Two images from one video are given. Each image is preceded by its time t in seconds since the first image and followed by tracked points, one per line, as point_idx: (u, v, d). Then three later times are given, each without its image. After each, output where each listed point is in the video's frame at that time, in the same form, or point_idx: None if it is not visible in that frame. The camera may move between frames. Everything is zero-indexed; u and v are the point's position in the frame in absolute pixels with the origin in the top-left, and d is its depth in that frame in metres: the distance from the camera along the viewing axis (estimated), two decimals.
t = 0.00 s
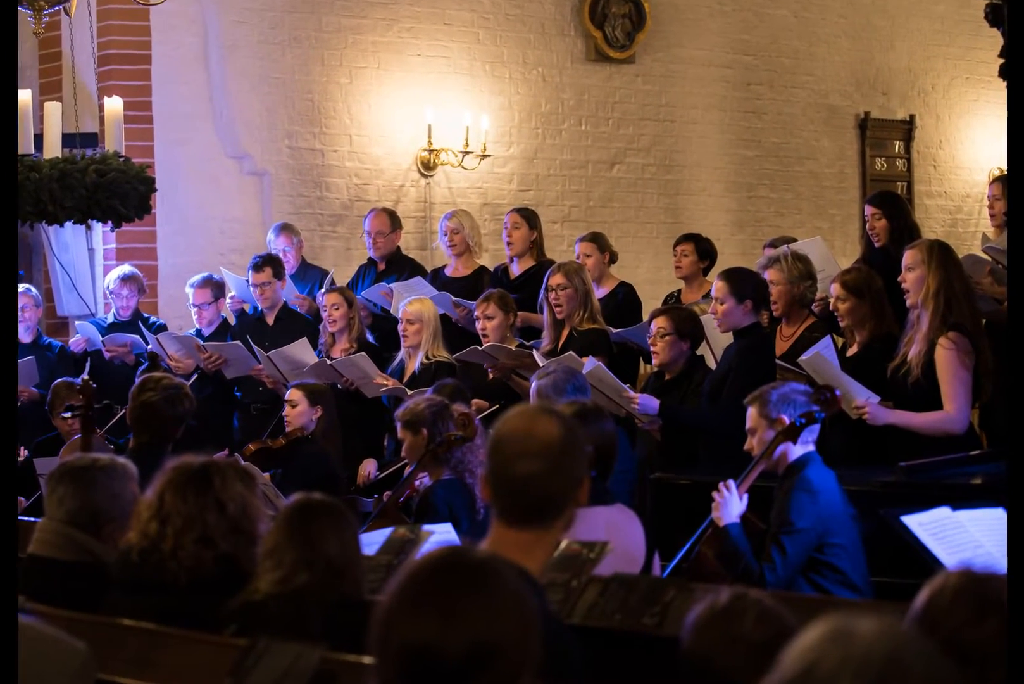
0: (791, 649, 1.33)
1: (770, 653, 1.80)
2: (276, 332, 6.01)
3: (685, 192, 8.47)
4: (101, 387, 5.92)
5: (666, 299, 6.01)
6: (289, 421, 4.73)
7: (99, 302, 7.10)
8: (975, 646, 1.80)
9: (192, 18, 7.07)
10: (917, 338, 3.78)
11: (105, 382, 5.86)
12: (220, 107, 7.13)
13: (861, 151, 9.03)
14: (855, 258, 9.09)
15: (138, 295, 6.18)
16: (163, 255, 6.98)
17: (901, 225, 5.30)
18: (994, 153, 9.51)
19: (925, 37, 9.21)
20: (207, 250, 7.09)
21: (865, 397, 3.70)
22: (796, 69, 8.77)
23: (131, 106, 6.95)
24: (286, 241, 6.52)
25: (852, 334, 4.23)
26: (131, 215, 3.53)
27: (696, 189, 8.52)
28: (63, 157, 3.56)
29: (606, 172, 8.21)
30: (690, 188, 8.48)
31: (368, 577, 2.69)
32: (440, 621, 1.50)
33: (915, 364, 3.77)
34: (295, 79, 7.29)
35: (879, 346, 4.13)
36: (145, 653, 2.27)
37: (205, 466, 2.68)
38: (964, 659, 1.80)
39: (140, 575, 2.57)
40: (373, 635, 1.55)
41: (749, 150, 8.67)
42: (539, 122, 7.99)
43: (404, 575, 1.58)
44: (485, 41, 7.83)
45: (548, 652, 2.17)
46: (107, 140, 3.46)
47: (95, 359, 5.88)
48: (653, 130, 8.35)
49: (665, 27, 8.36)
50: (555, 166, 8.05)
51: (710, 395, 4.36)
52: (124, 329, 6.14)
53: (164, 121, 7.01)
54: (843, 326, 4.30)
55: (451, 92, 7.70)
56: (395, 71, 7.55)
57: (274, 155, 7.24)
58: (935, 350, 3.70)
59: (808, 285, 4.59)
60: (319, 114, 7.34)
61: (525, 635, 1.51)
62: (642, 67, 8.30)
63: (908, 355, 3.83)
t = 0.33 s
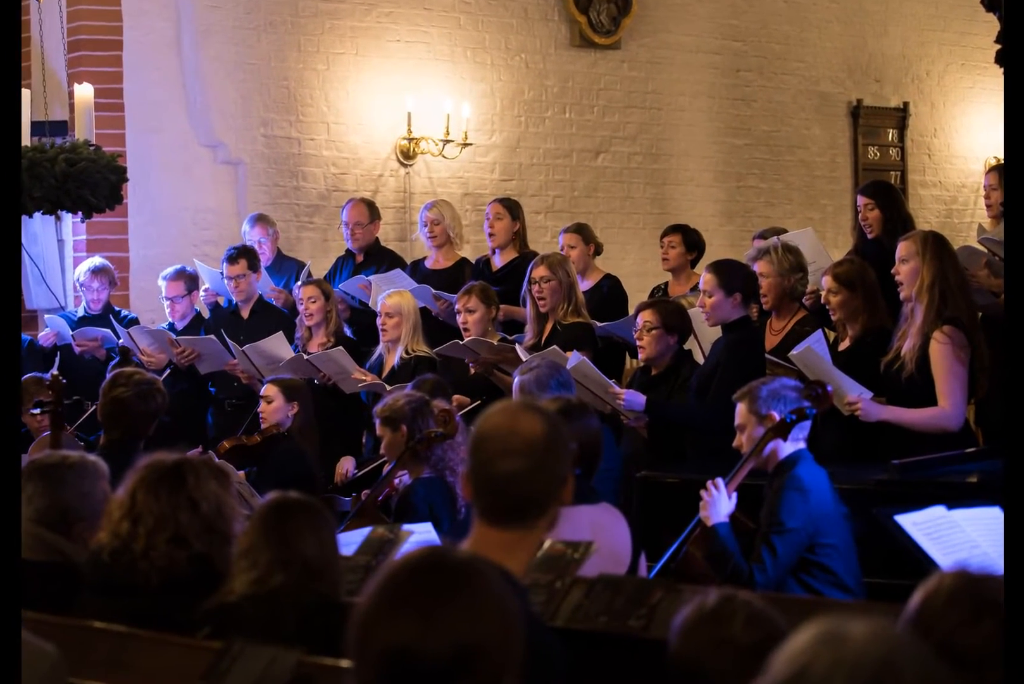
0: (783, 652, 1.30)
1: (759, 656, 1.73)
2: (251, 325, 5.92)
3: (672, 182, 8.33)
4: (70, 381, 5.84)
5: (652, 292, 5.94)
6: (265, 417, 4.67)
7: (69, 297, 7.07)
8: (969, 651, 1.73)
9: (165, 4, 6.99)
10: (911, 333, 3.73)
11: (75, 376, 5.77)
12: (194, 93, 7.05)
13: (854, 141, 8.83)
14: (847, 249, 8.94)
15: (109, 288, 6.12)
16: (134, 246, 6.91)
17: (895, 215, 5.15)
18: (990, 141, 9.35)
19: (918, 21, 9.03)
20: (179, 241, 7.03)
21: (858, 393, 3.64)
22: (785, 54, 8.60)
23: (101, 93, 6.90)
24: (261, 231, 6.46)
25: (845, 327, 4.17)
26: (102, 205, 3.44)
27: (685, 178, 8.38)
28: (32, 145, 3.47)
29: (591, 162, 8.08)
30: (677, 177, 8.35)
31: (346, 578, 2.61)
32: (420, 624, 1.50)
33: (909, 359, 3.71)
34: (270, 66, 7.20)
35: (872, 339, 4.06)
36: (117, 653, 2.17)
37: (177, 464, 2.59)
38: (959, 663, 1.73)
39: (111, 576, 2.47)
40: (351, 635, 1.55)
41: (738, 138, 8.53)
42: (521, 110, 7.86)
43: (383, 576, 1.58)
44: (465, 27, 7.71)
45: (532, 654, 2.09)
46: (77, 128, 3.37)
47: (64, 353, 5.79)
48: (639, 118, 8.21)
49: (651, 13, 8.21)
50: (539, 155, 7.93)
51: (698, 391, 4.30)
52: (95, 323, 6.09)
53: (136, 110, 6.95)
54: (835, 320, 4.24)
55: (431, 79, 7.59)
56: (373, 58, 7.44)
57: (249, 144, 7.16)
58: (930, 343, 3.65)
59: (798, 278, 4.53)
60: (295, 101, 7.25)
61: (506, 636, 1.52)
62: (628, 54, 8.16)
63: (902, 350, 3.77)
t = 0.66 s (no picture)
0: (772, 656, 1.25)
1: (746, 660, 1.66)
2: (225, 319, 5.84)
3: (658, 171, 8.17)
4: (38, 375, 5.74)
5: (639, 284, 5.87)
6: (239, 414, 4.59)
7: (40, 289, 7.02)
8: (964, 653, 1.68)
9: None
10: (905, 326, 3.66)
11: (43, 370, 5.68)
12: (166, 80, 7.01)
13: (845, 128, 8.65)
14: (838, 240, 8.73)
15: (79, 280, 6.04)
16: (104, 236, 6.91)
17: (886, 204, 5.07)
18: (987, 129, 9.09)
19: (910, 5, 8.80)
20: (151, 231, 6.99)
21: (850, 389, 3.59)
22: (774, 41, 8.43)
23: (71, 79, 6.89)
24: (234, 222, 6.42)
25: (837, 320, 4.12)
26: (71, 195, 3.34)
27: (671, 167, 8.21)
28: None
29: (575, 150, 7.93)
30: (663, 166, 8.19)
31: (322, 579, 2.53)
32: (400, 623, 1.44)
33: (902, 354, 3.64)
34: (244, 51, 7.12)
35: (866, 334, 3.99)
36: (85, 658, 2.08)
37: (147, 461, 2.50)
38: (954, 666, 1.67)
39: (80, 576, 2.38)
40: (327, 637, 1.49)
41: (726, 128, 8.36)
42: (503, 97, 7.72)
43: (361, 577, 1.52)
44: (445, 11, 7.56)
45: (514, 656, 2.02)
46: (44, 115, 3.27)
47: (32, 346, 5.70)
48: (624, 105, 8.06)
49: None
50: (521, 143, 7.78)
51: (686, 387, 4.25)
52: (64, 316, 6.03)
53: (106, 96, 6.93)
54: (826, 314, 4.18)
55: (410, 65, 7.46)
56: (351, 43, 7.32)
57: (223, 133, 7.09)
58: (924, 337, 3.59)
59: (788, 270, 4.47)
60: (270, 88, 7.16)
61: (487, 641, 1.46)
62: (612, 39, 8.00)
63: (895, 344, 3.71)
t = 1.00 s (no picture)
0: (764, 656, 1.23)
1: (735, 667, 1.61)
2: (201, 312, 5.76)
3: (645, 160, 8.07)
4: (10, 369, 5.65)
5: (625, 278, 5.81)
6: (214, 410, 4.54)
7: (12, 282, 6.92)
8: (960, 658, 1.64)
9: None
10: (899, 321, 3.60)
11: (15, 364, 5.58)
12: (139, 67, 6.92)
13: (837, 116, 8.55)
14: (829, 231, 8.63)
15: (50, 273, 5.97)
16: (77, 228, 6.82)
17: (879, 195, 4.99)
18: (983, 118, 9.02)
19: None
20: (124, 223, 6.91)
21: (842, 385, 3.54)
22: (770, 25, 8.33)
23: (42, 66, 6.78)
24: (210, 212, 6.39)
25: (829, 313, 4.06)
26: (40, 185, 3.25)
27: (657, 157, 8.11)
28: None
29: (559, 139, 7.82)
30: (650, 155, 8.08)
31: (299, 581, 2.45)
32: (380, 632, 1.40)
33: (897, 349, 3.59)
34: (219, 38, 7.01)
35: (859, 328, 3.93)
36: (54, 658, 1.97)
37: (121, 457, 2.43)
38: (950, 672, 1.63)
39: (51, 578, 2.29)
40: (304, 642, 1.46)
41: (716, 115, 8.24)
42: (485, 85, 7.62)
43: (342, 577, 1.49)
44: None
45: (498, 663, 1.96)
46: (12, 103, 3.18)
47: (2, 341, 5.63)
48: (610, 93, 7.94)
49: None
50: (504, 132, 7.68)
51: (674, 382, 4.19)
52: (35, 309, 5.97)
53: (78, 84, 6.83)
54: (818, 307, 4.12)
55: (390, 52, 7.37)
56: (329, 29, 7.23)
57: (199, 122, 7.00)
58: (919, 331, 3.52)
59: (779, 262, 4.42)
60: (246, 76, 7.06)
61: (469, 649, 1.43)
62: (599, 25, 7.88)
63: (889, 339, 3.65)
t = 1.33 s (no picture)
0: (754, 659, 1.22)
1: (723, 670, 1.58)
2: (172, 305, 5.67)
3: (630, 148, 7.96)
4: None
5: (610, 269, 5.74)
6: (186, 405, 4.47)
7: None
8: (952, 659, 1.65)
9: None
10: (892, 313, 3.54)
11: None
12: (108, 53, 6.81)
13: (828, 103, 8.41)
14: (820, 221, 8.51)
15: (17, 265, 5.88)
16: (44, 218, 6.69)
17: (870, 183, 4.91)
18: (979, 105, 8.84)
19: None
20: (91, 212, 6.79)
21: (834, 379, 3.48)
22: (757, 12, 8.21)
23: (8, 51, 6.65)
24: (181, 202, 6.35)
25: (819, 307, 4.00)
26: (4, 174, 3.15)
27: (643, 144, 8.00)
28: None
29: (542, 126, 7.72)
30: (635, 143, 7.97)
31: (273, 582, 2.38)
32: (358, 634, 1.38)
33: (890, 343, 3.52)
34: (190, 22, 6.93)
35: (846, 323, 3.90)
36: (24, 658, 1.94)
37: (89, 454, 2.36)
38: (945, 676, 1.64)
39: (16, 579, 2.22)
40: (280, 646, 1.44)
41: (702, 102, 8.12)
42: (465, 70, 7.53)
43: (318, 576, 1.47)
44: None
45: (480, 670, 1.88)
46: None
47: None
48: (593, 79, 7.85)
49: None
50: (484, 120, 7.59)
51: (660, 375, 4.12)
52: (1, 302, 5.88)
53: (44, 69, 6.69)
54: (809, 300, 4.06)
55: (367, 37, 7.28)
56: (303, 14, 7.13)
57: (170, 110, 6.92)
58: (913, 324, 3.46)
59: (767, 253, 4.34)
60: (219, 61, 6.99)
61: (447, 650, 1.39)
62: (582, 10, 7.80)
63: (883, 333, 3.59)
